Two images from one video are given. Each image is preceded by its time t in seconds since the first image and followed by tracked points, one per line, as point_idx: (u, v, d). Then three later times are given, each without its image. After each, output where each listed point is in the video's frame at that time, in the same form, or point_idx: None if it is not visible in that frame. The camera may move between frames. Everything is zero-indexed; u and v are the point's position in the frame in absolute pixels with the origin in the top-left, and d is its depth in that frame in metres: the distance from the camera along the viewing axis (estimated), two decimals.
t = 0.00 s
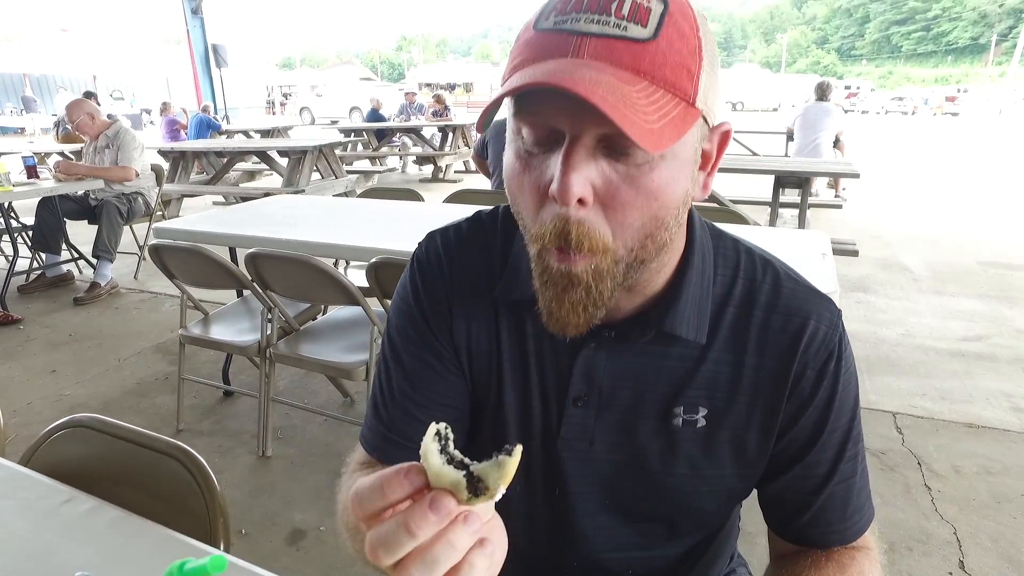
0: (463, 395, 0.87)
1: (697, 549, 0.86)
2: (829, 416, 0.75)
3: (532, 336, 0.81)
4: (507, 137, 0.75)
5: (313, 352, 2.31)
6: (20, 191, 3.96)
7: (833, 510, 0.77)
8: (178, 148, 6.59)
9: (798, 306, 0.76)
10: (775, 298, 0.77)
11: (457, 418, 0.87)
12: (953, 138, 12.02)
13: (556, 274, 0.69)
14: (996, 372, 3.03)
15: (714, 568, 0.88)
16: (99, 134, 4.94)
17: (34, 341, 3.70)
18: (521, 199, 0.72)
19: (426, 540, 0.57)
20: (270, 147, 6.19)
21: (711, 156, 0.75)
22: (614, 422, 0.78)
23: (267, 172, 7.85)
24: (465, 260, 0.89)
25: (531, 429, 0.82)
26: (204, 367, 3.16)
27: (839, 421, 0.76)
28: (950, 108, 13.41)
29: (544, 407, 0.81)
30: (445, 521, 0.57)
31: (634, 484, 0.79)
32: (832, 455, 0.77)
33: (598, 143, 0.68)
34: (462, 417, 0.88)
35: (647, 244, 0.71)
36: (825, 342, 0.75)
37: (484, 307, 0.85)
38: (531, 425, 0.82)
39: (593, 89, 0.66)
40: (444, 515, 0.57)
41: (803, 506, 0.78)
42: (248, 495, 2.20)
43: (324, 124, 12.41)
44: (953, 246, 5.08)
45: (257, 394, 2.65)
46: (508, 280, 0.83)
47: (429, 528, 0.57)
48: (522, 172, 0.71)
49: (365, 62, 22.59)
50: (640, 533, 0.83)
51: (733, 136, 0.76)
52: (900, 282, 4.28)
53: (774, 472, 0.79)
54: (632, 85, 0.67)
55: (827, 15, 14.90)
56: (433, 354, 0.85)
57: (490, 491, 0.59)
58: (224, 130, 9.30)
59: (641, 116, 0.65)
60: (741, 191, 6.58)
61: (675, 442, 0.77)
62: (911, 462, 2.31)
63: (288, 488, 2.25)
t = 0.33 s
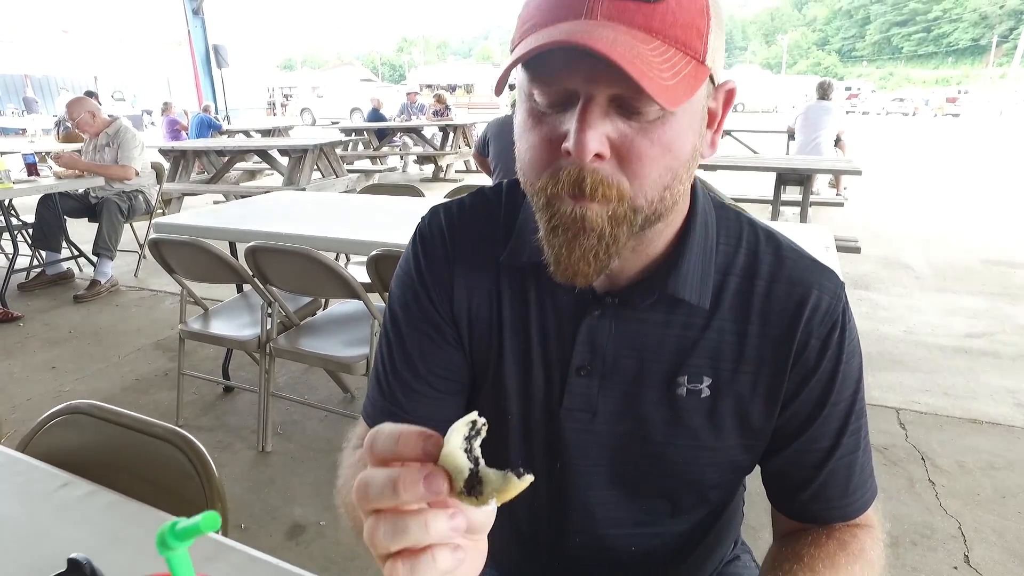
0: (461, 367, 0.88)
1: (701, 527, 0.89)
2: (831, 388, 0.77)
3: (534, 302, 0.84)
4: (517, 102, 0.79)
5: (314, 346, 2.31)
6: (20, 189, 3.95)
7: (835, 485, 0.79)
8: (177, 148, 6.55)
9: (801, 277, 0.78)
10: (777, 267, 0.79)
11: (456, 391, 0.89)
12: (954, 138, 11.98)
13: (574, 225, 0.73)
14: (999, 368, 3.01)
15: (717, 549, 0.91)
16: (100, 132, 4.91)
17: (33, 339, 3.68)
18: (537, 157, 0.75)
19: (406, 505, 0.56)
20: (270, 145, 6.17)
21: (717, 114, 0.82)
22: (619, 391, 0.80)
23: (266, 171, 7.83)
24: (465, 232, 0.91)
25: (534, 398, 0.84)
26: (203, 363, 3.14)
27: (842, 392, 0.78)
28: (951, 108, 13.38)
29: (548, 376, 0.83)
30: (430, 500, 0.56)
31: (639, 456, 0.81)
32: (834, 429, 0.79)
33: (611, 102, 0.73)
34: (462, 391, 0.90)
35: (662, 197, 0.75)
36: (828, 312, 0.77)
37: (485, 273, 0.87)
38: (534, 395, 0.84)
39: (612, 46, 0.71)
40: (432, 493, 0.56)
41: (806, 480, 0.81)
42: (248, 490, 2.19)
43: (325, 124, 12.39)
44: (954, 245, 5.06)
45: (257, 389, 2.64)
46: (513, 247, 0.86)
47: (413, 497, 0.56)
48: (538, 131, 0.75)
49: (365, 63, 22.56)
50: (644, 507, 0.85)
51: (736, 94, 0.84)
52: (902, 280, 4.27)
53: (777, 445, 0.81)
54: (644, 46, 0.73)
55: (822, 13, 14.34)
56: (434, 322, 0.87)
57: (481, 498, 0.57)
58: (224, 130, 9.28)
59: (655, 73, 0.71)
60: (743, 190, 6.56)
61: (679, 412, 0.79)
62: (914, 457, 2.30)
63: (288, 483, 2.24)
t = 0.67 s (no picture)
0: (462, 344, 0.89)
1: (703, 508, 0.89)
2: (834, 366, 0.77)
3: (533, 278, 0.84)
4: (522, 71, 0.79)
5: (314, 339, 2.30)
6: (21, 185, 3.95)
7: (837, 464, 0.79)
8: (178, 146, 6.55)
9: (804, 254, 0.78)
10: (781, 244, 0.79)
11: (457, 368, 0.89)
12: (955, 137, 11.97)
13: (577, 196, 0.74)
14: (1001, 363, 3.01)
15: (720, 533, 0.92)
16: (99, 130, 4.91)
17: (33, 334, 3.68)
18: (540, 127, 0.76)
19: (388, 487, 0.56)
20: (270, 143, 6.17)
21: (719, 84, 0.83)
22: (620, 370, 0.80)
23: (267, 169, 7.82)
24: (466, 209, 0.92)
25: (533, 376, 0.84)
26: (204, 358, 3.14)
27: (845, 370, 0.77)
28: (951, 108, 13.38)
29: (547, 354, 0.83)
30: (413, 482, 0.56)
31: (640, 435, 0.81)
32: (838, 408, 0.78)
33: (615, 69, 0.73)
34: (463, 368, 0.90)
35: (663, 167, 0.76)
36: (832, 289, 0.76)
37: (486, 250, 0.87)
38: (533, 373, 0.84)
39: (617, 13, 0.71)
40: (416, 475, 0.55)
41: (809, 461, 0.80)
42: (248, 483, 2.19)
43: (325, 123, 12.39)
44: (956, 242, 5.05)
45: (257, 383, 2.64)
46: (512, 224, 0.86)
47: (395, 478, 0.55)
48: (542, 101, 0.75)
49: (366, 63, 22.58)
50: (646, 488, 0.85)
51: (738, 63, 0.84)
52: (904, 276, 4.26)
53: (780, 424, 0.81)
54: (649, 12, 0.73)
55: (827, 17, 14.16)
56: (433, 301, 0.88)
57: (464, 484, 0.53)
58: (225, 129, 9.28)
59: (660, 38, 0.70)
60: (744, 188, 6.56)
61: (682, 390, 0.79)
62: (916, 451, 2.29)
63: (287, 477, 2.23)
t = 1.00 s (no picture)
0: (460, 340, 0.90)
1: (698, 501, 0.90)
2: (826, 362, 0.78)
3: (529, 275, 0.85)
4: (521, 70, 0.80)
5: (313, 338, 2.31)
6: (21, 185, 3.96)
7: (829, 460, 0.80)
8: (178, 146, 6.56)
9: (797, 252, 0.79)
10: (774, 243, 0.80)
11: (454, 364, 0.91)
12: (956, 137, 11.98)
13: (576, 193, 0.75)
14: (998, 362, 3.02)
15: (713, 527, 0.94)
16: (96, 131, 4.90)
17: (34, 334, 3.69)
18: (538, 127, 0.77)
19: (388, 508, 0.57)
20: (271, 143, 6.18)
21: (714, 83, 0.84)
22: (614, 365, 0.81)
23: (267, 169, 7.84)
24: (465, 207, 0.93)
25: (530, 371, 0.85)
26: (204, 357, 3.15)
27: (837, 366, 0.78)
28: (951, 108, 13.40)
29: (544, 350, 0.84)
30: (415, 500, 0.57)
31: (635, 429, 0.82)
32: (830, 403, 0.80)
33: (612, 70, 0.74)
34: (460, 364, 0.91)
35: (658, 166, 0.77)
36: (824, 286, 0.77)
37: (485, 247, 0.89)
38: (529, 368, 0.85)
39: (613, 14, 0.72)
40: (417, 493, 0.56)
41: (801, 455, 0.81)
42: (248, 481, 2.20)
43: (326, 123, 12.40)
44: (955, 241, 5.06)
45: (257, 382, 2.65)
46: (509, 220, 0.87)
47: (396, 500, 0.56)
48: (541, 100, 0.76)
49: (366, 63, 22.60)
50: (642, 482, 0.86)
51: (734, 63, 0.85)
52: (903, 276, 4.27)
53: (772, 419, 0.82)
54: (644, 12, 0.74)
55: (828, 17, 14.71)
56: (433, 297, 0.89)
57: (466, 495, 0.56)
58: (225, 129, 9.29)
59: (656, 39, 0.72)
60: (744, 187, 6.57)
61: (676, 384, 0.80)
62: (913, 449, 2.30)
63: (288, 474, 2.24)
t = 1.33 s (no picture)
0: (459, 339, 0.92)
1: (691, 496, 0.92)
2: (816, 362, 0.79)
3: (527, 275, 0.87)
4: (520, 73, 0.81)
5: (314, 337, 2.33)
6: (22, 184, 3.97)
7: (819, 457, 0.82)
8: (179, 146, 6.57)
9: (789, 254, 0.80)
10: (766, 244, 0.81)
11: (453, 362, 0.93)
12: (956, 136, 11.98)
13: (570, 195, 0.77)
14: (995, 360, 3.04)
15: (706, 522, 0.95)
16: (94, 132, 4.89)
17: (36, 333, 3.71)
18: (537, 128, 0.79)
19: (421, 505, 0.57)
20: (271, 143, 6.19)
21: (713, 90, 0.85)
22: (609, 363, 0.83)
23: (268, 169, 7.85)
24: (465, 207, 0.94)
25: (527, 369, 0.86)
26: (206, 356, 3.17)
27: (828, 365, 0.80)
28: (950, 107, 13.41)
29: (542, 349, 0.86)
30: (441, 485, 0.58)
31: (629, 425, 0.84)
32: (820, 401, 0.81)
33: (610, 77, 0.75)
34: (459, 361, 0.93)
35: (654, 172, 0.79)
36: (815, 287, 0.79)
37: (484, 247, 0.90)
38: (527, 367, 0.86)
39: (613, 23, 0.73)
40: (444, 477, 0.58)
41: (792, 452, 0.83)
42: (249, 478, 2.22)
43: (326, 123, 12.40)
44: (954, 241, 5.07)
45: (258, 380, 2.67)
46: (509, 221, 0.89)
47: (427, 493, 0.57)
48: (539, 104, 0.78)
49: (366, 63, 22.57)
50: (636, 478, 0.88)
51: (733, 71, 0.87)
52: (901, 275, 4.28)
53: (765, 417, 0.83)
54: (644, 22, 0.76)
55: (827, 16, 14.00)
56: (433, 296, 0.91)
57: (484, 455, 0.59)
58: (226, 129, 9.31)
59: (654, 49, 0.73)
60: (744, 186, 6.58)
61: (669, 383, 0.82)
62: (909, 447, 2.32)
63: (289, 472, 2.26)
